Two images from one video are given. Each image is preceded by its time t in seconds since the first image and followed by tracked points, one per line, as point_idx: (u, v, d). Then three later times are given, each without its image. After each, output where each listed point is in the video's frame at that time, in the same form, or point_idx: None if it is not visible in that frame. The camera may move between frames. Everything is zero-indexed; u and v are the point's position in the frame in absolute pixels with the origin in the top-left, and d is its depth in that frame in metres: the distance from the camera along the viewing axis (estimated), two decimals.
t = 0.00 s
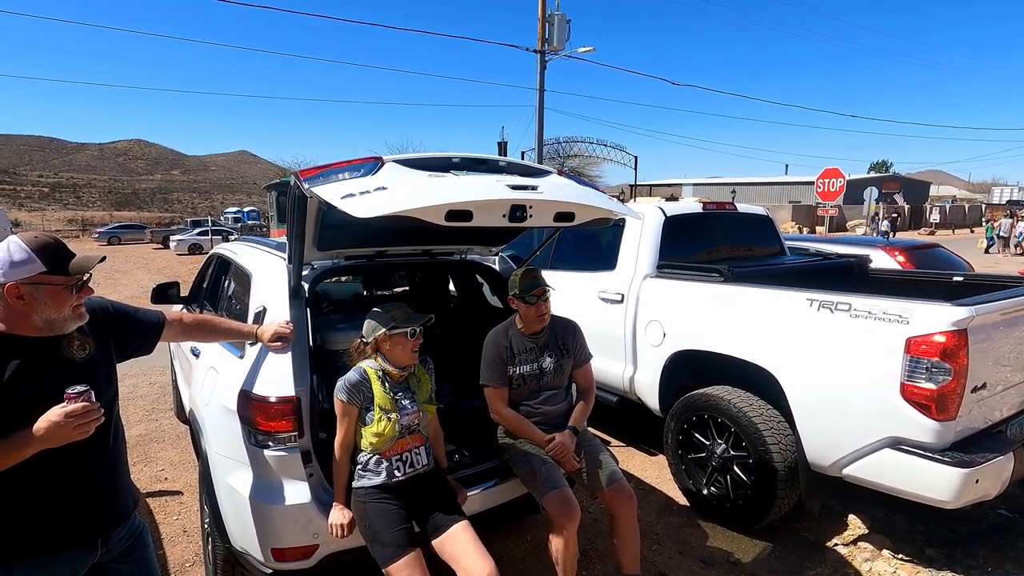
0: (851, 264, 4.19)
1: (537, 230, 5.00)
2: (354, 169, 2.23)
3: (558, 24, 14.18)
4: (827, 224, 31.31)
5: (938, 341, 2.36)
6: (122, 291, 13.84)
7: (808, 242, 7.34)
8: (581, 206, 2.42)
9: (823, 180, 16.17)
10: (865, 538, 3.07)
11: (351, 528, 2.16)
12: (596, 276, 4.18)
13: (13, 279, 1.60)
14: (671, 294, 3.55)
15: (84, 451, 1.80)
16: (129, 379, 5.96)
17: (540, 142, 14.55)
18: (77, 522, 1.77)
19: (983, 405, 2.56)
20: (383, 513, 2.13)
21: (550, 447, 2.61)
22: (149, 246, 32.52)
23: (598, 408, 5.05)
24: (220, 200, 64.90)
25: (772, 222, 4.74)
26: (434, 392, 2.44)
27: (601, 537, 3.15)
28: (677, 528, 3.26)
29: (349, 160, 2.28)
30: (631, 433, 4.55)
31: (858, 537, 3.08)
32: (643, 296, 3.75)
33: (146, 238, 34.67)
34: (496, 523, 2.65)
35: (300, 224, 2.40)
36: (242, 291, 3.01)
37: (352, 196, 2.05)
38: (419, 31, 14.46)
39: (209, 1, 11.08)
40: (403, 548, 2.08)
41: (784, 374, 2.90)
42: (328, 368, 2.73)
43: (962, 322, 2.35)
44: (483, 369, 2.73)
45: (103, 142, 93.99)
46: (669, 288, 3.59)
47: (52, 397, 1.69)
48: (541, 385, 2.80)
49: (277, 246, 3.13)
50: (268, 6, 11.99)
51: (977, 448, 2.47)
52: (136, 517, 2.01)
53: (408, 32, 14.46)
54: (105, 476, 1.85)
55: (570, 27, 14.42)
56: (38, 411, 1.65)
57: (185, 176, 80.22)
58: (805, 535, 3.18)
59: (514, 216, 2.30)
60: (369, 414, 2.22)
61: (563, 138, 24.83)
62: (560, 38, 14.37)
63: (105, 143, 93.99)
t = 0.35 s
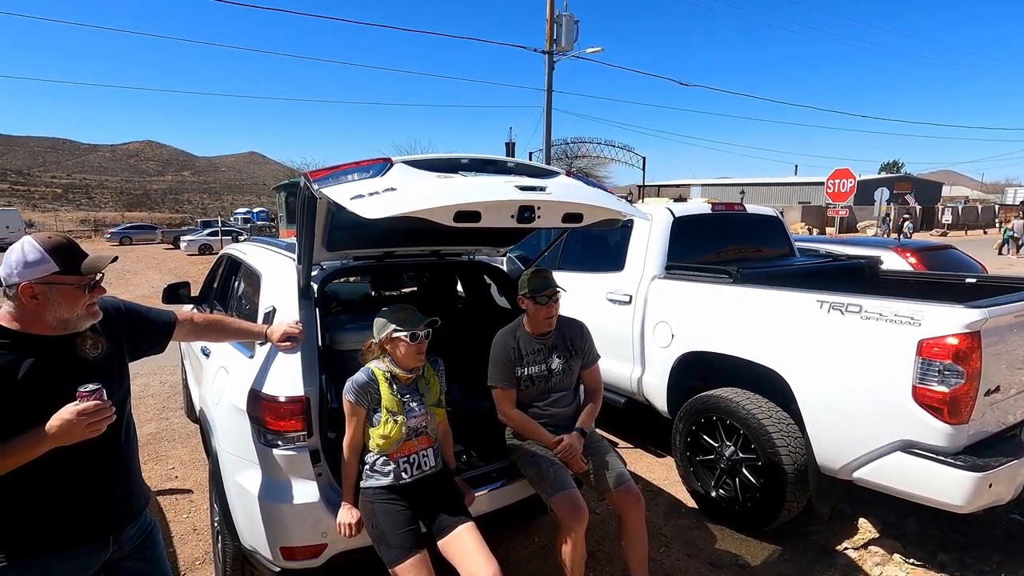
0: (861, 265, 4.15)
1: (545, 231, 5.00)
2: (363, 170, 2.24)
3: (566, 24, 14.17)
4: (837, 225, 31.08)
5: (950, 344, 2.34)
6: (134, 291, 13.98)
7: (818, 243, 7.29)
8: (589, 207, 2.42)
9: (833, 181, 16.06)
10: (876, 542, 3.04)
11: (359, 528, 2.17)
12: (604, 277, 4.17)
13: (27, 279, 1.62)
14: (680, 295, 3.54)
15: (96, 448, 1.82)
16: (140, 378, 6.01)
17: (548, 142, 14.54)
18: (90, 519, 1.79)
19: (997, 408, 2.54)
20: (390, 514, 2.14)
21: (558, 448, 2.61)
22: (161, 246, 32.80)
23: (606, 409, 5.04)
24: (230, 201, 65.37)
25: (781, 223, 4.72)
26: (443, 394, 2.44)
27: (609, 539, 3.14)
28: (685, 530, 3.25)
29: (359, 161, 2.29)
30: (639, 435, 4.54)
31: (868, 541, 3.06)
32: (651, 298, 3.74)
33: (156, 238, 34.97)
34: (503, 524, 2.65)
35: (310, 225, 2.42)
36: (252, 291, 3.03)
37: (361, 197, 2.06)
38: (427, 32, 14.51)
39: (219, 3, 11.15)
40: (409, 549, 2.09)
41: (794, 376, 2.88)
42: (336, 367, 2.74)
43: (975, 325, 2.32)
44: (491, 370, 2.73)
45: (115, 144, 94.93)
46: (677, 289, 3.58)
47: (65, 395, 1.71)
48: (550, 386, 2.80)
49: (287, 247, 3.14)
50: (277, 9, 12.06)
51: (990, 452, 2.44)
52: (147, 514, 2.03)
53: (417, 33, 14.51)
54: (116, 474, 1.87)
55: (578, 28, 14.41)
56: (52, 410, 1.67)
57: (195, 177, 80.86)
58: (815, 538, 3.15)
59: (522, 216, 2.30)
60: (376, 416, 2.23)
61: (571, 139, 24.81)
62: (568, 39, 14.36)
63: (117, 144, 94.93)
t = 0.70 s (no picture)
0: (871, 265, 4.12)
1: (552, 231, 5.00)
2: (370, 170, 2.25)
3: (574, 23, 14.14)
4: (847, 225, 30.85)
5: (961, 344, 2.32)
6: (144, 289, 14.09)
7: (827, 243, 7.24)
8: (596, 206, 2.42)
9: (843, 180, 15.95)
10: (885, 544, 3.02)
11: (365, 526, 2.17)
12: (611, 277, 4.16)
13: (42, 276, 1.63)
14: (687, 294, 3.53)
15: (105, 445, 1.83)
16: (150, 376, 6.06)
17: (556, 142, 14.52)
18: (99, 515, 1.80)
19: (1008, 410, 2.51)
20: (396, 513, 2.15)
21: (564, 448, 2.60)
22: (171, 245, 33.04)
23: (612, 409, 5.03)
24: (239, 200, 65.75)
25: (790, 223, 4.69)
26: (450, 394, 2.44)
27: (615, 539, 3.14)
28: (692, 530, 3.24)
29: (366, 160, 2.29)
30: (645, 435, 4.53)
31: (877, 543, 3.04)
32: (658, 297, 3.73)
33: (166, 237, 35.23)
34: (509, 523, 2.65)
35: (317, 223, 2.43)
36: (260, 289, 3.05)
37: (369, 196, 2.06)
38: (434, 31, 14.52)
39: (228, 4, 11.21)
40: (415, 548, 2.09)
41: (802, 376, 2.87)
42: (343, 365, 2.75)
43: (986, 326, 2.30)
44: (497, 369, 2.73)
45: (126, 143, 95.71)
46: (685, 289, 3.56)
47: (75, 392, 1.72)
48: (556, 385, 2.79)
49: (295, 245, 3.16)
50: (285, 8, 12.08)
51: (1001, 454, 2.41)
52: (156, 510, 2.05)
53: (424, 32, 14.53)
54: (125, 470, 1.88)
55: (586, 27, 14.37)
56: (62, 405, 1.69)
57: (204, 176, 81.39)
58: (823, 540, 3.13)
59: (528, 216, 2.30)
60: (382, 416, 2.24)
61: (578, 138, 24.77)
62: (576, 38, 14.34)
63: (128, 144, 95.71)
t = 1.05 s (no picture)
0: (878, 264, 4.10)
1: (557, 229, 4.99)
2: (375, 169, 2.25)
3: (579, 21, 14.10)
4: (855, 223, 30.67)
5: (969, 345, 2.30)
6: (152, 287, 14.20)
7: (834, 241, 7.20)
8: (600, 205, 2.41)
9: (851, 178, 15.86)
10: (891, 545, 3.00)
11: (370, 524, 2.18)
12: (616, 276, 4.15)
13: (60, 274, 1.64)
14: (692, 293, 3.51)
15: (111, 442, 1.84)
16: (158, 373, 6.10)
17: (561, 140, 14.50)
18: (105, 512, 1.82)
19: (1017, 411, 2.49)
20: (400, 511, 2.15)
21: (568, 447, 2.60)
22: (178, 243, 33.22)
23: (617, 408, 5.02)
24: (245, 198, 66.02)
25: (797, 222, 4.67)
26: (454, 394, 2.44)
27: (620, 538, 3.14)
28: (696, 530, 3.23)
29: (370, 159, 2.29)
30: (650, 434, 4.52)
31: (883, 543, 3.02)
32: (663, 296, 3.72)
33: (174, 235, 35.43)
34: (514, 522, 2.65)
35: (322, 222, 2.43)
36: (266, 287, 3.06)
37: (373, 195, 2.07)
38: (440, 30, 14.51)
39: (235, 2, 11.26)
40: (419, 546, 2.10)
41: (808, 376, 2.85)
42: (348, 364, 2.76)
43: (995, 326, 2.28)
44: (502, 367, 2.73)
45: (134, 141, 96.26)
46: (690, 288, 3.55)
47: (83, 390, 1.73)
48: (561, 383, 2.79)
49: (300, 244, 3.17)
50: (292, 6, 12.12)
51: (1009, 454, 2.39)
52: (161, 507, 2.06)
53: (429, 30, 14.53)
54: (131, 467, 1.90)
55: (591, 25, 14.33)
56: (71, 402, 1.70)
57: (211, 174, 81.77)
58: (828, 540, 3.12)
59: (533, 215, 2.30)
60: (387, 415, 2.24)
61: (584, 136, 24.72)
62: (582, 36, 14.30)
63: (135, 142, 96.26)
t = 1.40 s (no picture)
0: (886, 261, 4.07)
1: (562, 226, 4.99)
2: (380, 164, 2.25)
3: (584, 16, 14.04)
4: (861, 220, 30.50)
5: (977, 342, 2.29)
6: (158, 283, 14.28)
7: (840, 238, 7.17)
8: (605, 201, 2.41)
9: (858, 175, 15.77)
10: (896, 543, 2.99)
11: (374, 519, 2.18)
12: (621, 272, 4.14)
13: (74, 269, 1.66)
14: (697, 290, 3.50)
15: (120, 436, 1.86)
16: (164, 369, 6.14)
17: (565, 136, 14.46)
18: (114, 504, 1.83)
19: None
20: (405, 507, 2.16)
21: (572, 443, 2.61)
22: (184, 240, 33.35)
23: (621, 404, 5.02)
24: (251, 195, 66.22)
25: (803, 218, 4.65)
26: (459, 390, 2.45)
27: (624, 534, 3.14)
28: (701, 527, 3.23)
29: (375, 155, 2.29)
30: (655, 431, 4.51)
31: (888, 541, 3.01)
32: (668, 293, 3.71)
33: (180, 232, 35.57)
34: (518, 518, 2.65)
35: (327, 219, 2.44)
36: (271, 283, 3.07)
37: (377, 191, 2.07)
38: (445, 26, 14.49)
39: None
40: (423, 542, 2.10)
41: (813, 373, 2.84)
42: (353, 360, 2.77)
43: (1004, 322, 2.26)
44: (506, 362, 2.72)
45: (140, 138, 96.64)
46: (695, 284, 3.54)
47: (93, 383, 1.74)
48: (566, 378, 2.79)
49: (305, 240, 3.17)
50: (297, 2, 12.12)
51: (1016, 452, 2.38)
52: (167, 501, 2.07)
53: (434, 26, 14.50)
54: (139, 461, 1.91)
55: (596, 20, 14.28)
56: (81, 396, 1.71)
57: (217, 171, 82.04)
58: (833, 538, 3.11)
59: (537, 211, 2.30)
60: (391, 411, 2.24)
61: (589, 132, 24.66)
62: (587, 31, 14.25)
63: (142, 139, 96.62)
